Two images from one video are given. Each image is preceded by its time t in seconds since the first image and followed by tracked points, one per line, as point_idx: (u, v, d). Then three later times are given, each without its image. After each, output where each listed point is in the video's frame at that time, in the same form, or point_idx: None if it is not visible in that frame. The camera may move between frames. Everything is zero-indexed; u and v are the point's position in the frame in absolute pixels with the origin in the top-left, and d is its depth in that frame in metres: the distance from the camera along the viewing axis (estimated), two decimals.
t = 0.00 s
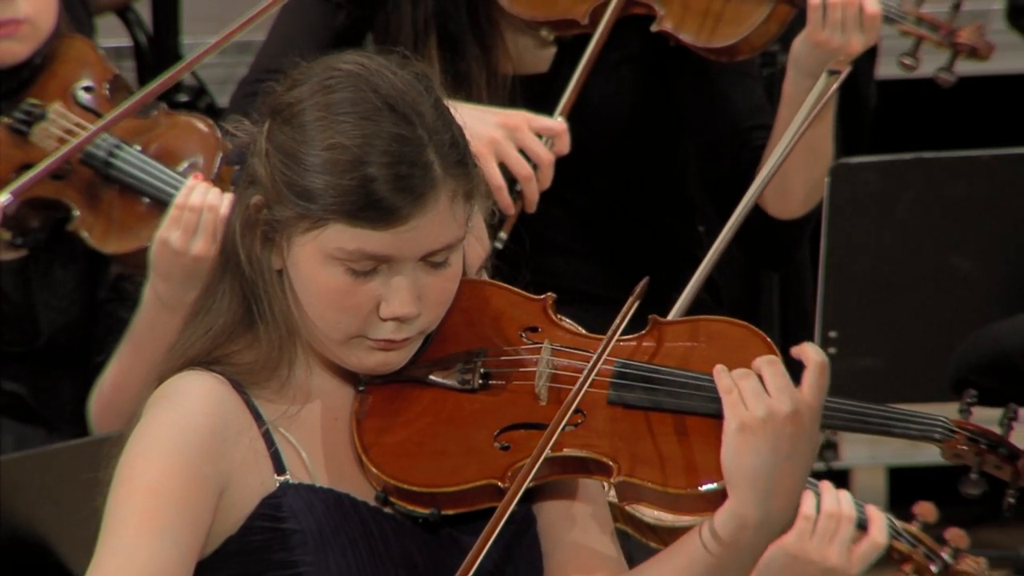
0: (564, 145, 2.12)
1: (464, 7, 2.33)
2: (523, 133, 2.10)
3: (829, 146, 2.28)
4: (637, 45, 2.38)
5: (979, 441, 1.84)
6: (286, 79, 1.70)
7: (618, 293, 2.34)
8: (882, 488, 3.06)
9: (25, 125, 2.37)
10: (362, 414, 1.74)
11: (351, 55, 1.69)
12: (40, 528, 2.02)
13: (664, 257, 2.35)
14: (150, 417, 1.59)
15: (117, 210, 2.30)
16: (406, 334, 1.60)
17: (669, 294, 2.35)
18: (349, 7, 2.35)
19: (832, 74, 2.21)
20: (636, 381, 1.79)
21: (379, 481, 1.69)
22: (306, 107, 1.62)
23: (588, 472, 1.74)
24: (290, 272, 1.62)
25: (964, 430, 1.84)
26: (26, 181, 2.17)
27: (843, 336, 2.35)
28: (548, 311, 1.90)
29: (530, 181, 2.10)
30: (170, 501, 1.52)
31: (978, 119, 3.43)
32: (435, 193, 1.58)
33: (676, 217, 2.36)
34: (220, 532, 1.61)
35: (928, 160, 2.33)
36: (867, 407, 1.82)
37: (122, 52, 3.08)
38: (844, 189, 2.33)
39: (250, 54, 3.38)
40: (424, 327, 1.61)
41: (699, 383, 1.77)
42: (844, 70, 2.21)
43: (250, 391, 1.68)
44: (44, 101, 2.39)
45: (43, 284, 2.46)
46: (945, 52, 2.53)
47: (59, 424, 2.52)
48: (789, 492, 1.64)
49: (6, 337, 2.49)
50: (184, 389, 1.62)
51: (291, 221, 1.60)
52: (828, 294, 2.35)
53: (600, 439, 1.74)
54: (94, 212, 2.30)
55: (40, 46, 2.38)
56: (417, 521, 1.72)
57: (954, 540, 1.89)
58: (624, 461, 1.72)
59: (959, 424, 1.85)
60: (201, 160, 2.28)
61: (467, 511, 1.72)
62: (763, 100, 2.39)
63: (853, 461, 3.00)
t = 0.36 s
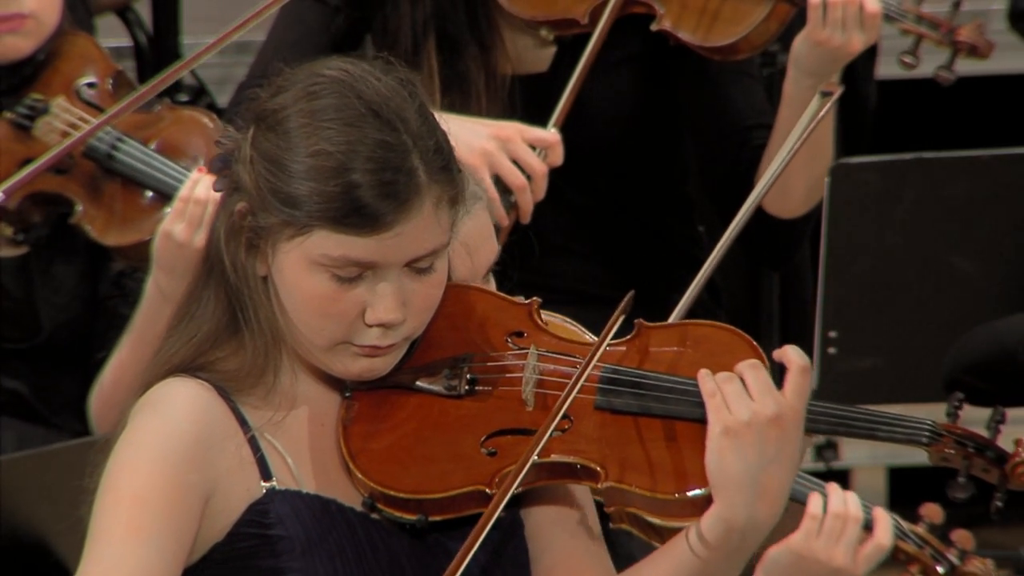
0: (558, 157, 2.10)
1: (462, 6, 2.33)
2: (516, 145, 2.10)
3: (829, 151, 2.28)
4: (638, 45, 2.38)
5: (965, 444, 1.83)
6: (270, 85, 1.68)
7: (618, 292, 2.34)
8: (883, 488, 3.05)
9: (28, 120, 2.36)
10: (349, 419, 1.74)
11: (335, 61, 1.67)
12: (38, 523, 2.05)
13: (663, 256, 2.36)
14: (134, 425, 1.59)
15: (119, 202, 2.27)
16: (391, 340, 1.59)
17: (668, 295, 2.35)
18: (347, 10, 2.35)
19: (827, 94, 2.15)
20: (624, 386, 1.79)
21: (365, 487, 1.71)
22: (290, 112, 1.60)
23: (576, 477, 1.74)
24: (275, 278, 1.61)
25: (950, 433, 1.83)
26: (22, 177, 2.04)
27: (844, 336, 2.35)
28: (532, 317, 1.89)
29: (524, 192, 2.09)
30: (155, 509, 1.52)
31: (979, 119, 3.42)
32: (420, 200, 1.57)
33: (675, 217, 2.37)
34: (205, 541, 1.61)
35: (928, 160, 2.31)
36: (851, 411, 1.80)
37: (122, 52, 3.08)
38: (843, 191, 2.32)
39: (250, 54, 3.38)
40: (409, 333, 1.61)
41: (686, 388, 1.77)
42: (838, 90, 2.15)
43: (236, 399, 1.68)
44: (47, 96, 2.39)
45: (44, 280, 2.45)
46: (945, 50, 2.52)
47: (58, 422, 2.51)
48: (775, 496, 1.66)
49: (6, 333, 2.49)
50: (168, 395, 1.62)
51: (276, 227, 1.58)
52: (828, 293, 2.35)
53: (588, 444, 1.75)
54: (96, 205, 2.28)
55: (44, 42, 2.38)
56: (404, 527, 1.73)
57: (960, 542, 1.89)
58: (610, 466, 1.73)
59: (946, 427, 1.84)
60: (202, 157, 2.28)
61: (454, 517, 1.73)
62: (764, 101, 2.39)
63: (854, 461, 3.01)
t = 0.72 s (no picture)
0: (546, 172, 2.13)
1: (462, 6, 2.33)
2: (504, 160, 2.10)
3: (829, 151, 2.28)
4: (637, 45, 2.39)
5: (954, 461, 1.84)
6: (261, 93, 1.66)
7: (618, 292, 2.34)
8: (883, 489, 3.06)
9: (31, 117, 2.37)
10: (338, 428, 1.73)
11: (327, 69, 1.65)
12: (40, 523, 2.03)
13: (664, 256, 2.36)
14: (122, 434, 1.58)
15: (121, 198, 2.29)
16: (381, 350, 1.58)
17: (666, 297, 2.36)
18: (344, 11, 2.34)
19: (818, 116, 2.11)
20: (615, 399, 1.79)
21: (354, 496, 1.70)
22: (282, 121, 1.58)
23: (565, 488, 1.75)
24: (266, 287, 1.59)
25: (941, 450, 1.84)
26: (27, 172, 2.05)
27: (844, 336, 2.35)
28: (523, 327, 1.89)
29: (513, 207, 2.05)
30: (144, 520, 1.51)
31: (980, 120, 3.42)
32: (413, 211, 1.55)
33: (675, 217, 2.37)
34: (194, 549, 1.61)
35: (928, 160, 2.31)
36: (845, 428, 1.80)
37: (122, 52, 3.08)
38: (843, 189, 2.31)
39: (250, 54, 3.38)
40: (399, 343, 1.59)
41: (675, 401, 1.78)
42: (828, 113, 2.10)
43: (225, 407, 1.67)
44: (50, 94, 2.39)
45: (46, 279, 2.45)
46: (944, 51, 2.51)
47: (58, 421, 2.50)
48: (762, 510, 1.65)
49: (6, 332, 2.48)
50: (155, 405, 1.61)
51: (267, 236, 1.56)
52: (828, 293, 2.35)
53: (578, 456, 1.76)
54: (99, 201, 2.29)
55: (48, 40, 2.38)
56: (391, 536, 1.73)
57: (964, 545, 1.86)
58: (599, 478, 1.74)
59: (936, 443, 1.84)
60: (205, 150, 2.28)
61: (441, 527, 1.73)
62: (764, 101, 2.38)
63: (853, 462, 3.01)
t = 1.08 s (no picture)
0: (535, 181, 2.14)
1: (461, 7, 2.33)
2: (494, 170, 2.07)
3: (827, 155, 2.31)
4: (637, 44, 2.38)
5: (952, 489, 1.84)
6: (279, 101, 1.67)
7: (617, 293, 2.34)
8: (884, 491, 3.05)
9: (34, 116, 2.37)
10: (336, 440, 1.72)
11: (345, 82, 1.66)
12: (41, 522, 2.03)
13: (663, 257, 2.37)
14: (117, 437, 1.60)
15: (123, 196, 2.29)
16: (383, 367, 1.58)
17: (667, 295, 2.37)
18: (342, 17, 2.35)
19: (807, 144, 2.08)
20: (614, 420, 1.79)
21: (350, 509, 1.69)
22: (295, 133, 1.58)
23: (561, 509, 1.75)
24: (271, 296, 1.59)
25: (937, 485, 1.83)
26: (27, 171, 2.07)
27: (844, 336, 2.33)
28: (525, 345, 1.88)
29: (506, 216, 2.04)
30: (135, 526, 1.53)
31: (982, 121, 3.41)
32: (423, 232, 1.55)
33: (675, 218, 2.36)
34: (187, 554, 1.63)
35: (929, 160, 2.27)
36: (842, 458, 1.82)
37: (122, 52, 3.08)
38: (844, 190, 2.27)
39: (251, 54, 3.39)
40: (400, 360, 1.59)
41: (675, 426, 1.77)
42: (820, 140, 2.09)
43: (221, 414, 1.68)
44: (53, 93, 2.39)
45: (47, 279, 2.46)
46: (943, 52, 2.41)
47: (58, 420, 2.50)
48: (763, 543, 1.70)
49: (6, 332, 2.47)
50: (151, 409, 1.62)
51: (275, 247, 1.56)
52: (828, 294, 2.32)
53: (578, 476, 1.76)
54: (101, 199, 2.29)
55: (51, 41, 2.38)
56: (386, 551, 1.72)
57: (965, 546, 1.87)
58: (598, 502, 1.74)
59: (933, 477, 1.84)
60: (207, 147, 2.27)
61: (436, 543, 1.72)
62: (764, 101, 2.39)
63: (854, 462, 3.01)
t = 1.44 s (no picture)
0: (525, 191, 2.12)
1: (461, 7, 2.32)
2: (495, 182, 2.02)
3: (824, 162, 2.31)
4: (636, 46, 2.38)
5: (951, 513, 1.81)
6: (296, 112, 1.68)
7: (617, 293, 2.34)
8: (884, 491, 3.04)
9: (38, 115, 2.37)
10: (334, 452, 1.72)
11: (364, 97, 1.66)
12: (46, 521, 2.03)
13: (663, 257, 2.35)
14: (115, 441, 1.57)
15: (127, 195, 2.29)
16: (382, 383, 1.58)
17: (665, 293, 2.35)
18: (340, 18, 2.34)
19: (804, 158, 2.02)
20: (613, 437, 1.79)
21: (347, 521, 1.69)
22: (310, 146, 1.59)
23: (560, 525, 1.76)
24: (276, 306, 1.59)
25: (936, 510, 1.80)
26: (35, 168, 2.18)
27: (844, 336, 2.33)
28: (527, 360, 1.88)
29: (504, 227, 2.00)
30: (133, 530, 1.51)
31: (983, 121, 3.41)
32: (433, 254, 1.55)
33: (677, 218, 2.36)
34: (181, 560, 1.60)
35: (928, 161, 2.26)
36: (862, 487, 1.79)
37: (123, 52, 3.08)
38: (845, 188, 2.27)
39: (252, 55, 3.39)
40: (401, 376, 1.60)
41: (674, 446, 1.77)
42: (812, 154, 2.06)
43: (220, 420, 1.67)
44: (58, 92, 2.39)
45: (49, 278, 2.46)
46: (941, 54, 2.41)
47: (59, 420, 2.50)
48: None
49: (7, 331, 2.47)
50: (150, 412, 1.60)
51: (283, 257, 1.56)
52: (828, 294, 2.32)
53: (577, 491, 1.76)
54: (105, 198, 2.29)
55: (54, 41, 2.39)
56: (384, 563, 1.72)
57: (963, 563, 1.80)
58: (596, 520, 1.74)
59: (932, 503, 1.80)
60: (212, 143, 2.27)
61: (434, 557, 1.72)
62: (761, 99, 2.38)
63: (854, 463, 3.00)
